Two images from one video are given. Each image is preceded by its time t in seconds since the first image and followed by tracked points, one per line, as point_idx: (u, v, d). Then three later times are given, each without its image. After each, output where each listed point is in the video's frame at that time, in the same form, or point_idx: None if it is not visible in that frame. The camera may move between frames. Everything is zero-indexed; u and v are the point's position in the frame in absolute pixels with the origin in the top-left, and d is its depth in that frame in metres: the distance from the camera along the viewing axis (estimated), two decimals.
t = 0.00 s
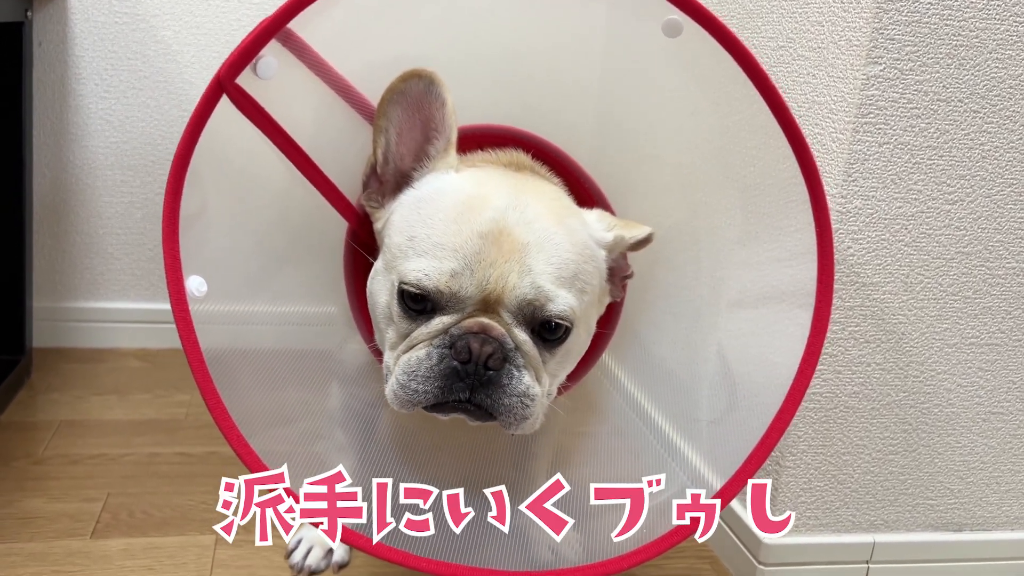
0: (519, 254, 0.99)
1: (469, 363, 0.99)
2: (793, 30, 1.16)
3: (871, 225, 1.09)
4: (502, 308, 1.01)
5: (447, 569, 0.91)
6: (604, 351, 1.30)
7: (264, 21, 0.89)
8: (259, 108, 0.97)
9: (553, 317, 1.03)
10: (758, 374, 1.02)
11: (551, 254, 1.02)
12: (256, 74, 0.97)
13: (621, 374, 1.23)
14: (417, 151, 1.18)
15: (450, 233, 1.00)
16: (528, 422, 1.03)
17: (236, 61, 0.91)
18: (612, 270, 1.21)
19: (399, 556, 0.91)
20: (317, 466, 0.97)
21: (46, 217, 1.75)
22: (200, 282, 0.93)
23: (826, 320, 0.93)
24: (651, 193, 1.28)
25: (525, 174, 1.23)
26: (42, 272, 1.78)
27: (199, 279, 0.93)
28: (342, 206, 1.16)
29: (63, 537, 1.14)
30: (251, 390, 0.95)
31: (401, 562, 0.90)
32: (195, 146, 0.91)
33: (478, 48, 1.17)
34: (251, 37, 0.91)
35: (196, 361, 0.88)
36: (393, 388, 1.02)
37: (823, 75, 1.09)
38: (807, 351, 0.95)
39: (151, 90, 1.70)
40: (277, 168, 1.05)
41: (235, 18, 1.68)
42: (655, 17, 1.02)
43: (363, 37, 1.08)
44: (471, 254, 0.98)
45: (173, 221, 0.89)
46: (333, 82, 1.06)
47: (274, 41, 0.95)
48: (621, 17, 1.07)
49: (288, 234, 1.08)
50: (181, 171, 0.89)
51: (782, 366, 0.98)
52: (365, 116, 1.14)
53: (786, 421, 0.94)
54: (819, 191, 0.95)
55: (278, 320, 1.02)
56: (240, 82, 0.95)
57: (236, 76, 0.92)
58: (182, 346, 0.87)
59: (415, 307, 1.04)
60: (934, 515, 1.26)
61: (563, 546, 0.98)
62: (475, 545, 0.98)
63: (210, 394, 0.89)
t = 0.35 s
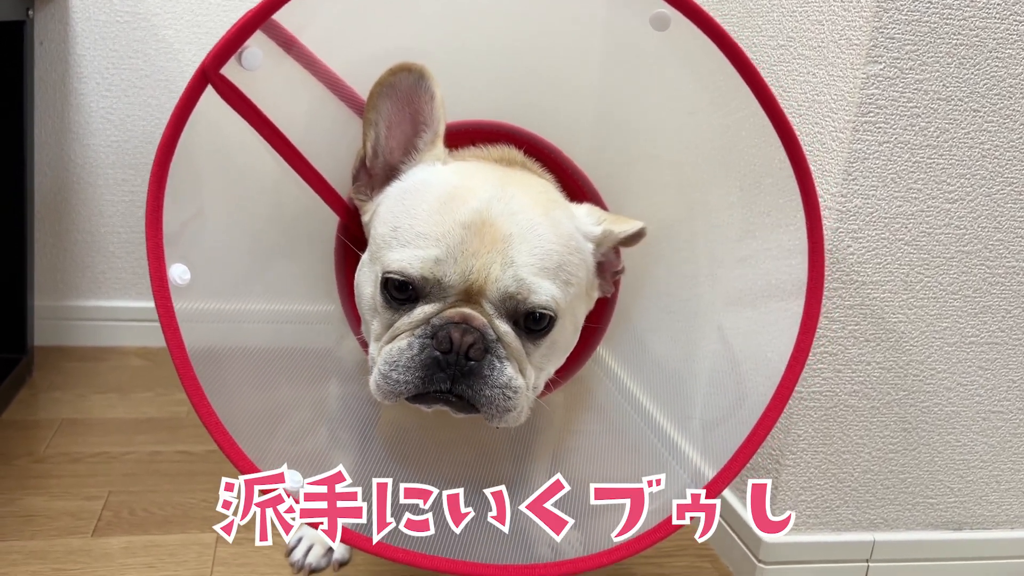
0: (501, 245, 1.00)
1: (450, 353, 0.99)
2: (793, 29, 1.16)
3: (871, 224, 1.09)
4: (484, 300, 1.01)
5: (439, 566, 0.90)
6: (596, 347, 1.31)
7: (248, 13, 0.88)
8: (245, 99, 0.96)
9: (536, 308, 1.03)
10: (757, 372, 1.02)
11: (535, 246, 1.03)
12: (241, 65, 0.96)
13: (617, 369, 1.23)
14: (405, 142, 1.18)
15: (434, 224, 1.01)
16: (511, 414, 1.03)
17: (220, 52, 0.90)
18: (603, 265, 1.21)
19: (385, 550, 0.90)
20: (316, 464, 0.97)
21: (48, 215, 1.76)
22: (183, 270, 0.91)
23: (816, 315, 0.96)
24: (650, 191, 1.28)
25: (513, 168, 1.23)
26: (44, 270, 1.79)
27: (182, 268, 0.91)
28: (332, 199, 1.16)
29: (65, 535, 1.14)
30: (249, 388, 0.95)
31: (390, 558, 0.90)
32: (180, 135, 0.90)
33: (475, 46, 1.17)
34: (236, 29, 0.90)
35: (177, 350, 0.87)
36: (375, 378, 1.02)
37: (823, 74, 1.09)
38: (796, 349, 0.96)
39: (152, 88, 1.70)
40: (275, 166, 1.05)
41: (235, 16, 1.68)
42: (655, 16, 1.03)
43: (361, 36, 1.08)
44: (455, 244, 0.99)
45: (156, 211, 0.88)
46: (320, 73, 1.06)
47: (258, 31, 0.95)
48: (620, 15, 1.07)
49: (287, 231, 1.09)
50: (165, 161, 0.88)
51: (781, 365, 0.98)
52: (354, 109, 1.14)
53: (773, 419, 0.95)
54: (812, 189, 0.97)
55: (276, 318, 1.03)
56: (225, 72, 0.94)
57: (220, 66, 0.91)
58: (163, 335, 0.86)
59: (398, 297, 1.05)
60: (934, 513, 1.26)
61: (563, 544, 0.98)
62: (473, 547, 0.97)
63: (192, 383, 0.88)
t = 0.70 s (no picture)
0: (520, 238, 1.00)
1: (471, 352, 0.98)
2: (800, 27, 1.16)
3: (878, 223, 1.09)
4: (504, 295, 1.01)
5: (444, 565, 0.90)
6: (604, 348, 1.30)
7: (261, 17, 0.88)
8: (256, 102, 0.96)
9: (556, 302, 1.03)
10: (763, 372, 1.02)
11: (553, 241, 1.03)
12: (252, 68, 0.95)
13: (624, 370, 1.23)
14: (414, 144, 1.17)
15: (452, 220, 1.01)
16: (529, 415, 1.02)
17: (232, 55, 0.90)
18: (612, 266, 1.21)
19: (395, 551, 0.90)
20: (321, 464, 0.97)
21: (52, 214, 1.76)
22: (195, 275, 0.91)
23: (828, 313, 0.93)
24: (656, 191, 1.28)
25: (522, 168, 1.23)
26: (47, 269, 1.79)
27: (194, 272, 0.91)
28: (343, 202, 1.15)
29: (69, 534, 1.14)
30: (254, 387, 0.95)
31: (406, 561, 0.90)
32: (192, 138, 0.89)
33: (479, 45, 1.17)
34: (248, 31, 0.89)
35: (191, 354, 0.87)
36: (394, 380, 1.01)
37: (830, 73, 1.08)
38: (810, 348, 0.94)
39: (156, 87, 1.70)
40: (280, 165, 1.05)
41: (239, 15, 1.67)
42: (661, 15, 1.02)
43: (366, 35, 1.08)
44: (475, 238, 0.99)
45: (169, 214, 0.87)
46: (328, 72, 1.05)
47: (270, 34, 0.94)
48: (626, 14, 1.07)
49: (292, 231, 1.08)
50: (177, 164, 0.88)
51: (787, 365, 0.97)
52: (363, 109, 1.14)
53: (786, 421, 0.93)
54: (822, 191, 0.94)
55: (281, 318, 1.02)
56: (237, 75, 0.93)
57: (232, 69, 0.90)
58: (176, 339, 0.86)
59: (416, 298, 1.04)
60: (940, 514, 1.26)
61: (567, 544, 0.97)
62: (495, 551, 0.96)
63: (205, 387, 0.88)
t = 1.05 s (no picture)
0: (531, 224, 1.03)
1: (487, 339, 0.98)
2: (798, 27, 1.16)
3: (876, 223, 1.09)
4: (518, 280, 1.02)
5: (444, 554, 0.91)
6: (605, 343, 1.31)
7: (266, 12, 0.89)
8: (263, 98, 0.97)
9: (567, 286, 1.05)
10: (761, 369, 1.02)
11: (561, 227, 1.06)
12: (260, 63, 0.96)
13: (621, 368, 1.23)
14: (418, 144, 1.18)
15: (463, 208, 1.03)
16: (544, 402, 1.02)
17: (239, 50, 0.91)
18: (614, 261, 1.22)
19: (409, 542, 0.92)
20: (321, 463, 0.97)
21: (53, 214, 1.76)
22: (203, 269, 0.93)
23: (830, 301, 0.94)
24: (655, 190, 1.28)
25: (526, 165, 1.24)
26: (48, 268, 1.79)
27: (203, 266, 0.93)
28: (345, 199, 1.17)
29: (69, 532, 1.15)
30: (255, 386, 0.95)
31: (422, 552, 0.91)
32: (199, 133, 0.91)
33: (480, 46, 1.17)
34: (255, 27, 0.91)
35: (200, 347, 0.88)
36: (408, 371, 1.00)
37: (828, 73, 1.09)
38: (812, 337, 0.95)
39: (156, 87, 1.71)
40: (281, 164, 1.05)
41: (239, 15, 1.68)
42: (659, 15, 1.02)
43: (366, 35, 1.08)
44: (488, 223, 1.01)
45: (178, 206, 0.90)
46: (335, 72, 1.06)
47: (277, 30, 0.95)
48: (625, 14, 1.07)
49: (293, 230, 1.09)
50: (186, 157, 0.89)
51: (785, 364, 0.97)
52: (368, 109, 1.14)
53: (776, 429, 0.94)
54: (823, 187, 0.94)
55: (282, 318, 1.02)
56: (245, 71, 0.95)
57: (239, 64, 0.92)
58: (186, 331, 0.87)
59: (430, 287, 1.04)
60: (938, 513, 1.26)
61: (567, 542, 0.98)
62: (511, 542, 0.98)
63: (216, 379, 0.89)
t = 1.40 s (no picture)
0: (544, 215, 1.03)
1: (504, 331, 0.97)
2: (804, 26, 1.15)
3: (883, 223, 1.08)
4: (533, 270, 1.02)
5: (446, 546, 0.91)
6: (612, 344, 1.30)
7: (278, 8, 0.88)
8: (274, 95, 0.97)
9: (580, 279, 1.05)
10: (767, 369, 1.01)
11: (574, 218, 1.06)
12: (270, 61, 0.96)
13: (627, 368, 1.22)
14: (425, 144, 1.18)
15: (477, 201, 1.02)
16: (560, 396, 1.01)
17: (250, 48, 0.91)
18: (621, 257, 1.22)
19: (424, 536, 0.91)
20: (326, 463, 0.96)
21: (56, 213, 1.76)
22: (215, 267, 0.93)
23: (839, 292, 0.92)
24: (661, 190, 1.27)
25: (533, 164, 1.23)
26: (51, 268, 1.79)
27: (214, 265, 0.93)
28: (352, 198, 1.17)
29: (73, 533, 1.14)
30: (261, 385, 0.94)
31: (438, 547, 0.90)
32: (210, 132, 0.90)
33: (485, 45, 1.17)
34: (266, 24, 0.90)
35: (215, 346, 0.88)
36: (424, 366, 0.99)
37: (835, 71, 1.08)
38: (822, 328, 0.94)
39: (160, 86, 1.70)
40: (286, 163, 1.04)
41: (243, 14, 1.68)
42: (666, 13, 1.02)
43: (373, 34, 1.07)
44: (502, 215, 1.00)
45: (189, 205, 0.89)
46: (344, 69, 1.05)
47: (288, 28, 0.95)
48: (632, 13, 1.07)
49: (298, 229, 1.08)
50: (197, 157, 0.89)
51: (792, 364, 0.97)
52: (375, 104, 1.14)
53: (789, 422, 0.92)
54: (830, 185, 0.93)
55: (287, 317, 1.02)
56: (256, 68, 0.95)
57: (251, 62, 0.91)
58: (199, 331, 0.87)
59: (444, 281, 1.03)
60: (945, 514, 1.26)
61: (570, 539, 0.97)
62: (524, 535, 0.98)
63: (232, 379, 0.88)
